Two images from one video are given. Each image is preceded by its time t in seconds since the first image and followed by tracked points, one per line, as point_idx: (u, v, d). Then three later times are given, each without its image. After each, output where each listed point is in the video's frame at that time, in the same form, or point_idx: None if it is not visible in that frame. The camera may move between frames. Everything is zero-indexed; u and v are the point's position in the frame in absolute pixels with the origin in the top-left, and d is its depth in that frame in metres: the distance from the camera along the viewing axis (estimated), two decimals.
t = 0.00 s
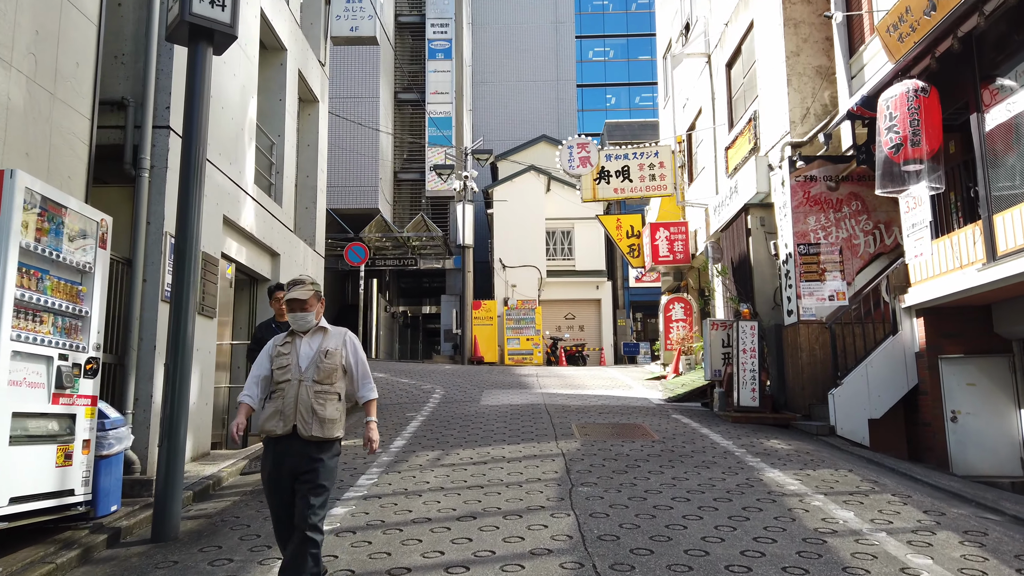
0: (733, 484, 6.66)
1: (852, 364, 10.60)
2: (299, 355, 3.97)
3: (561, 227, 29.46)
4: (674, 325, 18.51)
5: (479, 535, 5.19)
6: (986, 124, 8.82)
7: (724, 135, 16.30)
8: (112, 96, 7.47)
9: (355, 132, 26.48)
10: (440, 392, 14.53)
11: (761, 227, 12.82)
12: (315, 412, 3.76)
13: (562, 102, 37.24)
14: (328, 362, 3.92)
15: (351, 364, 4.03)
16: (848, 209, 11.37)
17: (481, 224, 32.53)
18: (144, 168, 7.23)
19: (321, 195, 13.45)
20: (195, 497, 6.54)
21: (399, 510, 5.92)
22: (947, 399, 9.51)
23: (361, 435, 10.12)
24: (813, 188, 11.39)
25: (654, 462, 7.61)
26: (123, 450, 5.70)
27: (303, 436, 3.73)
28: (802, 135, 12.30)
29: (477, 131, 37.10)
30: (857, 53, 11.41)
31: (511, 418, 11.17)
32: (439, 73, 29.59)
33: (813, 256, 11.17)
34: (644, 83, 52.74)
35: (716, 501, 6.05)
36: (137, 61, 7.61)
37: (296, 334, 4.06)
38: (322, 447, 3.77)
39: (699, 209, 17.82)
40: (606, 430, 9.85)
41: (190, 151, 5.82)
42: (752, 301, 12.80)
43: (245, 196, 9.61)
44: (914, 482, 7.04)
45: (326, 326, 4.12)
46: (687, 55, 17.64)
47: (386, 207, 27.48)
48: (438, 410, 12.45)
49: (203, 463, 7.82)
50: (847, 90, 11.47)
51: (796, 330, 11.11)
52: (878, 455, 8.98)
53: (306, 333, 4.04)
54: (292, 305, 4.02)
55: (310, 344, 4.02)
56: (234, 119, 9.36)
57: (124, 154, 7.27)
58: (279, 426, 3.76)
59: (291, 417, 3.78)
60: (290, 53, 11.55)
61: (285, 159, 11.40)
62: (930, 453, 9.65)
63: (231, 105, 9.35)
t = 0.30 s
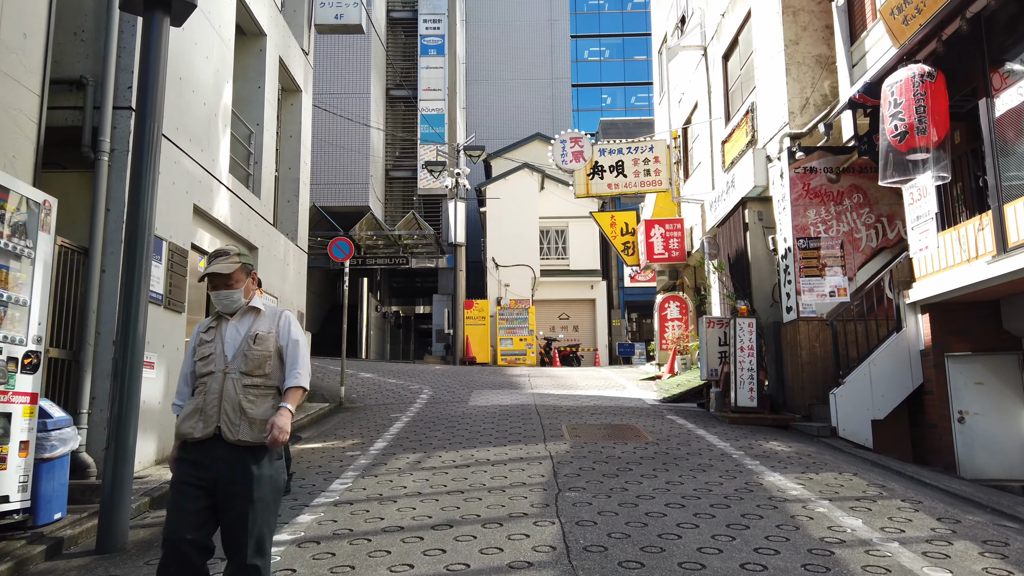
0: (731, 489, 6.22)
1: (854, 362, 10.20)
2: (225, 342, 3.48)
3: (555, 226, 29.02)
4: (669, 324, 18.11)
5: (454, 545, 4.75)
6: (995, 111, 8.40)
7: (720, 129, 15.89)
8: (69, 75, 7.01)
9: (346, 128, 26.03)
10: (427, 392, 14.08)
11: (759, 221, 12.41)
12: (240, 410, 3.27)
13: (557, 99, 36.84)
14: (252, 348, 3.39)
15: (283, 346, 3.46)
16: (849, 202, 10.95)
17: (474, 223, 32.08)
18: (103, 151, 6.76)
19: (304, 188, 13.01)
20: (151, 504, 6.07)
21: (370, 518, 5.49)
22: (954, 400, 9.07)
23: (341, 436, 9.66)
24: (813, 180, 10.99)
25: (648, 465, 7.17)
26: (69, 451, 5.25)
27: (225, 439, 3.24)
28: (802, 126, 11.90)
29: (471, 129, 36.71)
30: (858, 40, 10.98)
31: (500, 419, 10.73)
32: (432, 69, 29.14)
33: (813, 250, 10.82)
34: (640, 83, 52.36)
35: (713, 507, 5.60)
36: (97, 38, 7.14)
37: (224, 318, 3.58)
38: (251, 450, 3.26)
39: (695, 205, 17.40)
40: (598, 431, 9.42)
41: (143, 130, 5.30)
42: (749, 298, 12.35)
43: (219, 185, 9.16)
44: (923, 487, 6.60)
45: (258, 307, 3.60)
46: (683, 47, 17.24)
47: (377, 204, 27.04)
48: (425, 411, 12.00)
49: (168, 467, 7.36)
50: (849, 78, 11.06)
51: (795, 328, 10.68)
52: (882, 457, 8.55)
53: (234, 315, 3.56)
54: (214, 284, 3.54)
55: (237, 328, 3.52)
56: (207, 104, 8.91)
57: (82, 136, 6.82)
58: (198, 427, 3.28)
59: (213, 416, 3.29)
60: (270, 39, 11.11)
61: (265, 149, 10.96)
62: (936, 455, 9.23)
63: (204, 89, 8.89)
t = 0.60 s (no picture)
0: (734, 503, 5.74)
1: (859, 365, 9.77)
2: (97, 359, 2.93)
3: (549, 226, 28.62)
4: (665, 326, 17.63)
5: (429, 571, 4.27)
6: (1010, 100, 7.96)
7: (718, 125, 15.46)
8: (22, 57, 6.52)
9: (336, 126, 25.57)
10: (415, 396, 13.59)
11: (759, 219, 11.93)
12: (115, 451, 2.78)
13: (552, 98, 36.37)
14: (133, 368, 2.89)
15: (172, 364, 2.98)
16: (853, 198, 10.49)
17: (468, 223, 31.63)
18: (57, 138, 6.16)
19: (287, 184, 12.52)
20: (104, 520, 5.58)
21: (339, 537, 5.01)
22: (965, 405, 8.63)
23: (321, 443, 9.17)
24: (816, 175, 10.52)
25: (643, 476, 6.69)
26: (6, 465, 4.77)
27: (91, 486, 2.76)
28: (803, 120, 11.48)
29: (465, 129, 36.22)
30: (863, 29, 10.56)
31: (488, 425, 10.25)
32: (425, 67, 28.60)
33: (815, 248, 10.39)
34: (636, 83, 51.98)
35: (715, 524, 5.13)
36: (53, 19, 6.67)
37: (98, 325, 3.02)
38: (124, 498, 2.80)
39: (692, 203, 16.97)
40: (591, 437, 8.95)
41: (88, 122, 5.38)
42: (749, 297, 11.87)
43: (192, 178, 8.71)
44: (939, 500, 6.15)
45: (142, 313, 3.05)
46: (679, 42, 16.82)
47: (368, 204, 26.57)
48: (412, 415, 11.51)
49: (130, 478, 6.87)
50: (853, 70, 10.64)
51: (797, 329, 10.22)
52: (891, 466, 8.10)
53: (112, 323, 3.00)
54: (85, 281, 2.94)
55: (113, 341, 2.98)
56: (179, 92, 8.43)
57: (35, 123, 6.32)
58: (55, 472, 2.76)
59: (77, 457, 2.78)
60: (249, 27, 10.64)
61: (244, 142, 10.48)
62: (947, 463, 8.79)
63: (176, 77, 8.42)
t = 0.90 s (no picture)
0: (750, 514, 5.25)
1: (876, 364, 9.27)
2: None
3: (549, 225, 28.16)
4: (668, 326, 17.14)
5: None
6: None
7: (723, 118, 14.98)
8: None
9: (332, 122, 25.12)
10: (410, 398, 13.09)
11: (767, 212, 11.39)
12: None
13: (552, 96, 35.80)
14: None
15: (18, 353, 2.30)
16: (868, 189, 9.99)
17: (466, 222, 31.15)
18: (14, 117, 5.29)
19: (277, 177, 12.04)
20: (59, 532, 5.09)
21: (314, 553, 4.50)
22: (988, 407, 8.14)
23: (308, 447, 8.66)
24: (828, 165, 10.02)
25: (649, 484, 6.19)
26: None
27: None
28: (814, 110, 10.98)
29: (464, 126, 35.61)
30: (878, 13, 10.06)
31: (483, 427, 9.75)
32: (423, 62, 28.13)
33: (828, 242, 9.87)
34: (638, 83, 51.50)
35: (731, 539, 4.62)
36: None
37: None
38: None
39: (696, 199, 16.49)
40: (594, 441, 8.44)
41: (36, 85, 5.29)
42: (757, 295, 11.35)
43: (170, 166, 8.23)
44: (972, 510, 5.66)
45: None
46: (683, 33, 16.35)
47: (365, 202, 26.09)
48: (406, 418, 11.01)
49: (97, 485, 6.38)
50: (868, 55, 10.13)
51: (808, 326, 9.73)
52: (913, 471, 7.61)
53: None
54: None
55: None
56: (156, 73, 7.93)
57: None
58: None
59: None
60: (234, 11, 10.17)
61: (230, 130, 10.00)
62: (969, 469, 8.29)
63: (153, 58, 7.93)
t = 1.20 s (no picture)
0: (766, 540, 4.80)
1: (893, 371, 8.83)
2: None
3: (549, 225, 27.74)
4: (671, 328, 16.68)
5: None
6: None
7: (728, 115, 14.55)
8: None
9: (327, 121, 24.69)
10: (405, 404, 12.65)
11: (775, 211, 10.95)
12: None
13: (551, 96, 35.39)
14: None
15: None
16: (881, 187, 9.56)
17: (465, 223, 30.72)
18: None
19: (265, 175, 11.60)
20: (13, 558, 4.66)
21: None
22: (1013, 419, 7.67)
23: (295, 458, 8.23)
24: (840, 163, 9.58)
25: (655, 503, 5.75)
26: None
27: None
28: (824, 105, 10.55)
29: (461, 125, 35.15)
30: (891, 4, 9.63)
31: (479, 436, 9.32)
32: (421, 61, 27.72)
33: (840, 243, 9.42)
34: (638, 83, 51.07)
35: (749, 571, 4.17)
36: None
37: None
38: None
39: (700, 199, 16.06)
40: (595, 452, 8.00)
41: None
42: (765, 298, 10.91)
43: (146, 161, 7.78)
44: (1007, 534, 5.23)
45: None
46: (687, 28, 15.93)
47: (362, 202, 25.66)
48: (399, 425, 10.57)
49: (62, 503, 5.94)
50: (880, 49, 9.70)
51: (818, 331, 9.31)
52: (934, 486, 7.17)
53: None
54: None
55: None
56: (130, 64, 7.48)
57: None
58: None
59: None
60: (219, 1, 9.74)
61: (214, 125, 9.56)
62: (992, 483, 7.86)
63: (129, 49, 7.49)
